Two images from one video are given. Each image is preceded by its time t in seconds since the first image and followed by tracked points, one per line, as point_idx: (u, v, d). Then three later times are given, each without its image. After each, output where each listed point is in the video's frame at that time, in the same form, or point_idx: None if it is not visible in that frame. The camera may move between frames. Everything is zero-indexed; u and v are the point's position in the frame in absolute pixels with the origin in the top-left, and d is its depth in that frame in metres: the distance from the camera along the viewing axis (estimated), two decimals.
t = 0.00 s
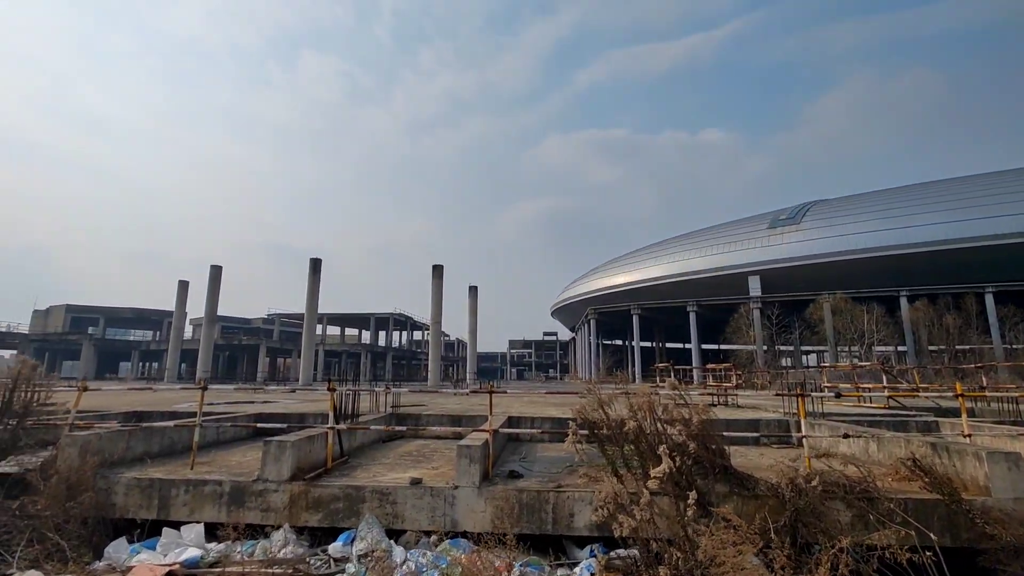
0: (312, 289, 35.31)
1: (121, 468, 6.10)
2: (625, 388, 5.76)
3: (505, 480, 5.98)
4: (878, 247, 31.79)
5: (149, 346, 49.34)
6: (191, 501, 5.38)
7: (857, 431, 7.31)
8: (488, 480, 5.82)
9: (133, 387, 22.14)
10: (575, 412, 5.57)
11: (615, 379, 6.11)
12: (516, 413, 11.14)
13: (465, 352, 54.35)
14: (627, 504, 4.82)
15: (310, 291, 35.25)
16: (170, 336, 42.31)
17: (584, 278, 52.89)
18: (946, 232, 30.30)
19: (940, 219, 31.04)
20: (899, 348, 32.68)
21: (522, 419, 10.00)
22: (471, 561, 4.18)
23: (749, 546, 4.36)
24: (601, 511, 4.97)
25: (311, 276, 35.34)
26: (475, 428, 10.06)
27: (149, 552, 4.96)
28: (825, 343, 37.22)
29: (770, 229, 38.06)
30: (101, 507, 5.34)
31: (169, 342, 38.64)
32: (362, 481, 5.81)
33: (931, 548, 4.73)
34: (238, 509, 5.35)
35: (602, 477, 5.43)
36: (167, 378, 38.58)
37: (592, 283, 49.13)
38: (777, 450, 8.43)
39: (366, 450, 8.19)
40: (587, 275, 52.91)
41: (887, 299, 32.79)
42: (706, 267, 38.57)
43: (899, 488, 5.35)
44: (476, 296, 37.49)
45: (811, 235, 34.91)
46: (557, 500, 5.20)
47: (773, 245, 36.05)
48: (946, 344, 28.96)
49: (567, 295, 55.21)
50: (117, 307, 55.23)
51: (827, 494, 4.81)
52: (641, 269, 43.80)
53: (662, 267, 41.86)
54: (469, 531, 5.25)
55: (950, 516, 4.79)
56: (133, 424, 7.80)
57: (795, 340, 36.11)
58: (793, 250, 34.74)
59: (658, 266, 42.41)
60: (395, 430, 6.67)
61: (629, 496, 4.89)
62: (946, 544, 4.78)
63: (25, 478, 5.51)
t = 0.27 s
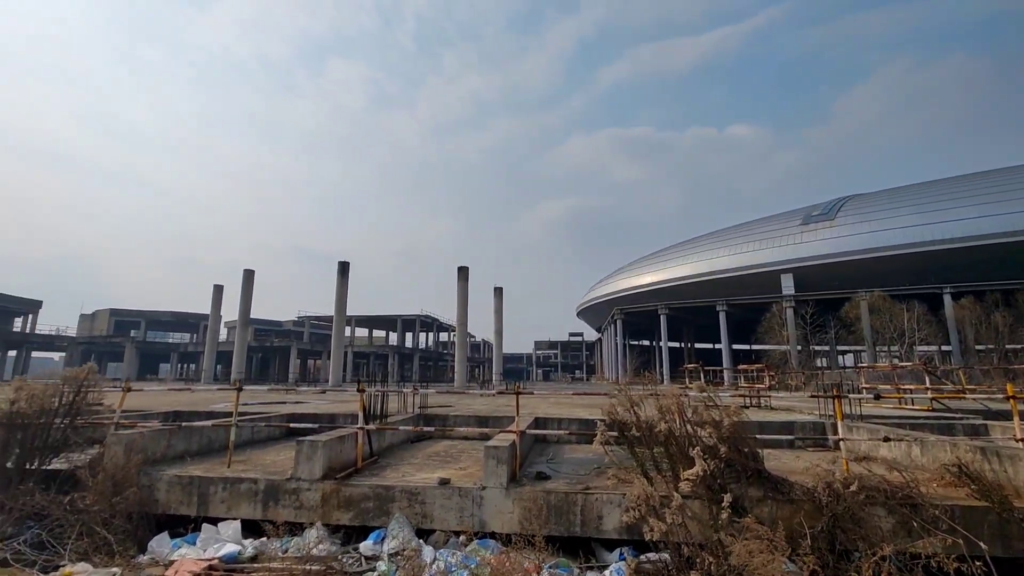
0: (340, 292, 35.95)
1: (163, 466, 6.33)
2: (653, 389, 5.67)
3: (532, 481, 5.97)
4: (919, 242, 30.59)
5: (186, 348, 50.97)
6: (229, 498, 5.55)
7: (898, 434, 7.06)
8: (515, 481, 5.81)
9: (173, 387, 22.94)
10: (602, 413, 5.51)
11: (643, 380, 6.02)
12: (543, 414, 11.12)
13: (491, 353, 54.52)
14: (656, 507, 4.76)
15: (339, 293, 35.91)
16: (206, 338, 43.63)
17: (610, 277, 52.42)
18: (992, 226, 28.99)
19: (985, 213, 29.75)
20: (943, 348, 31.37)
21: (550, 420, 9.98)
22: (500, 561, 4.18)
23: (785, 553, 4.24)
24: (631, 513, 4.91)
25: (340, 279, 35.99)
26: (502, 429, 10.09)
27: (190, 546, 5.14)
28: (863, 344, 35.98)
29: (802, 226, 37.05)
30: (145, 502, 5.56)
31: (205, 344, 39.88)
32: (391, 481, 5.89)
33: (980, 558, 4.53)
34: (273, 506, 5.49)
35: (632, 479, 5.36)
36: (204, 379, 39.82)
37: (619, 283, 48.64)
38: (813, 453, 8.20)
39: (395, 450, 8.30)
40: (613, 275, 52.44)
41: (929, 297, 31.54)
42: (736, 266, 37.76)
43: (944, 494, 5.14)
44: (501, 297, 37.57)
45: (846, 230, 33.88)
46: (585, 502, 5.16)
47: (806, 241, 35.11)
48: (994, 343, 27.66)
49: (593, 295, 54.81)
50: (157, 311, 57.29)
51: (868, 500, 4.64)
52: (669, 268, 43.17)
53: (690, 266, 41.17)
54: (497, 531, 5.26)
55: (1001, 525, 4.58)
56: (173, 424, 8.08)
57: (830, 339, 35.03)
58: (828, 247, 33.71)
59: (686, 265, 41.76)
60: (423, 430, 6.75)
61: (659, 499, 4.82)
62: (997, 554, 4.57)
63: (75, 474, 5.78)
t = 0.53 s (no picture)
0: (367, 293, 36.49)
1: (200, 462, 6.53)
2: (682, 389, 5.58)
3: (559, 481, 5.95)
4: (960, 237, 29.44)
5: (220, 348, 52.44)
6: (262, 495, 5.68)
7: (941, 438, 6.79)
8: (542, 481, 5.81)
9: (208, 387, 23.60)
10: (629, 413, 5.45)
11: (671, 380, 5.93)
12: (569, 415, 11.07)
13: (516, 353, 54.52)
14: (685, 510, 4.70)
15: (365, 294, 36.44)
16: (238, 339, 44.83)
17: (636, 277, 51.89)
18: None
19: None
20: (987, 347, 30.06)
21: (575, 420, 9.92)
22: (528, 561, 4.18)
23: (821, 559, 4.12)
24: (660, 516, 4.84)
25: (366, 281, 36.51)
26: (528, 429, 10.08)
27: (226, 541, 5.29)
28: (901, 343, 34.71)
29: (835, 222, 36.04)
30: (184, 497, 5.74)
31: (238, 345, 40.97)
32: (418, 480, 5.94)
33: None
34: (306, 504, 5.61)
35: (660, 481, 5.31)
36: (237, 379, 40.92)
37: (645, 282, 48.10)
38: (849, 456, 7.95)
39: (422, 450, 8.36)
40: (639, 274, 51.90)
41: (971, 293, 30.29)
42: (765, 263, 36.94)
43: (990, 500, 4.92)
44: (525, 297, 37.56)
45: (882, 225, 32.84)
46: (613, 504, 5.12)
47: (839, 237, 34.14)
48: None
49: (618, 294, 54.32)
50: (192, 312, 59.12)
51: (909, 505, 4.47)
52: (696, 267, 42.51)
53: (718, 264, 40.46)
54: (524, 531, 5.27)
55: None
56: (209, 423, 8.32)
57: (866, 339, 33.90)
58: (862, 243, 32.70)
59: (714, 263, 41.05)
60: (449, 430, 6.79)
61: (689, 501, 4.75)
62: None
63: (119, 470, 6.02)
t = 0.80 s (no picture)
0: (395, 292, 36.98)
1: (239, 456, 6.74)
2: (712, 388, 5.47)
3: (588, 480, 5.92)
4: (1010, 228, 28.03)
5: (255, 347, 54.01)
6: (297, 489, 5.83)
7: (991, 440, 6.48)
8: (571, 479, 5.78)
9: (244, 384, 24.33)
10: (659, 412, 5.37)
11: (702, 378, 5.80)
12: (598, 413, 11.00)
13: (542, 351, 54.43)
14: (719, 511, 4.61)
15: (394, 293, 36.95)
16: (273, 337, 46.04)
17: (664, 273, 51.16)
18: None
19: None
20: None
21: (604, 419, 9.85)
22: (557, 559, 4.17)
23: (861, 564, 4.00)
24: (692, 516, 4.76)
25: (394, 279, 37.00)
26: (556, 427, 10.06)
27: (263, 533, 5.44)
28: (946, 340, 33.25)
29: (874, 214, 34.77)
30: (224, 490, 5.93)
31: (272, 343, 42.10)
32: (448, 476, 5.99)
33: None
34: (338, 498, 5.72)
35: (692, 481, 5.21)
36: (271, 376, 42.07)
37: (674, 279, 47.34)
38: (891, 458, 7.66)
39: (451, 446, 8.44)
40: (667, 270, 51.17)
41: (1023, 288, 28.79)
42: (800, 258, 35.89)
43: None
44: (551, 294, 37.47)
45: (925, 216, 31.50)
46: (644, 504, 5.06)
47: (879, 229, 32.90)
48: None
49: (646, 291, 53.65)
50: (228, 312, 61.03)
51: (957, 510, 4.28)
52: (727, 263, 41.62)
53: (750, 260, 39.51)
54: (554, 529, 5.26)
55: None
56: (246, 419, 8.58)
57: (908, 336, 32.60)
58: (904, 235, 31.44)
59: (747, 258, 40.09)
60: (477, 427, 6.82)
61: (722, 502, 4.66)
62: None
63: (163, 462, 6.27)
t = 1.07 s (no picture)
0: (422, 290, 37.34)
1: (273, 451, 6.92)
2: (744, 387, 5.35)
3: (617, 478, 5.86)
4: None
5: (287, 344, 55.31)
6: (329, 483, 5.94)
7: None
8: (599, 477, 5.74)
9: (277, 381, 24.90)
10: (689, 411, 5.27)
11: (733, 377, 5.68)
12: (626, 410, 10.89)
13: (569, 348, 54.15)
14: (754, 511, 4.51)
15: (421, 291, 37.32)
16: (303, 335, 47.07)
17: (693, 269, 50.31)
18: None
19: None
20: None
21: (632, 416, 9.74)
22: (586, 558, 4.13)
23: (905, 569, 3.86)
24: (726, 516, 4.67)
25: (421, 278, 37.41)
26: (584, 425, 9.99)
27: (297, 526, 5.57)
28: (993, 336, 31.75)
29: (915, 205, 33.44)
30: (259, 484, 6.08)
31: (303, 341, 43.04)
32: (476, 473, 6.01)
33: None
34: (368, 493, 5.81)
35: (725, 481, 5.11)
36: (304, 374, 43.03)
37: (703, 275, 46.49)
38: (934, 459, 7.35)
39: (478, 443, 8.48)
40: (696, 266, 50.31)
41: None
42: (836, 251, 34.76)
43: None
44: (577, 291, 37.28)
45: (971, 206, 30.13)
46: (675, 503, 4.98)
47: (921, 220, 31.60)
48: None
49: (674, 288, 52.86)
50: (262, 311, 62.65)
51: (1007, 515, 4.08)
52: (759, 257, 40.62)
53: (783, 254, 38.48)
54: (582, 527, 5.23)
55: None
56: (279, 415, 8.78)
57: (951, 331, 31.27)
58: (947, 226, 30.15)
59: (780, 252, 39.09)
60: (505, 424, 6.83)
61: (758, 502, 4.55)
62: None
63: (202, 457, 6.48)
